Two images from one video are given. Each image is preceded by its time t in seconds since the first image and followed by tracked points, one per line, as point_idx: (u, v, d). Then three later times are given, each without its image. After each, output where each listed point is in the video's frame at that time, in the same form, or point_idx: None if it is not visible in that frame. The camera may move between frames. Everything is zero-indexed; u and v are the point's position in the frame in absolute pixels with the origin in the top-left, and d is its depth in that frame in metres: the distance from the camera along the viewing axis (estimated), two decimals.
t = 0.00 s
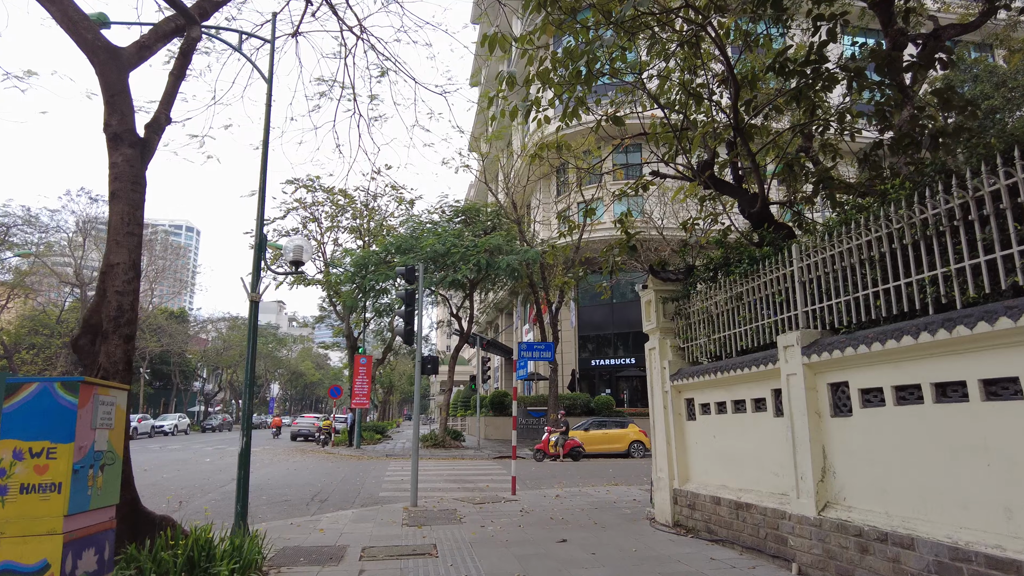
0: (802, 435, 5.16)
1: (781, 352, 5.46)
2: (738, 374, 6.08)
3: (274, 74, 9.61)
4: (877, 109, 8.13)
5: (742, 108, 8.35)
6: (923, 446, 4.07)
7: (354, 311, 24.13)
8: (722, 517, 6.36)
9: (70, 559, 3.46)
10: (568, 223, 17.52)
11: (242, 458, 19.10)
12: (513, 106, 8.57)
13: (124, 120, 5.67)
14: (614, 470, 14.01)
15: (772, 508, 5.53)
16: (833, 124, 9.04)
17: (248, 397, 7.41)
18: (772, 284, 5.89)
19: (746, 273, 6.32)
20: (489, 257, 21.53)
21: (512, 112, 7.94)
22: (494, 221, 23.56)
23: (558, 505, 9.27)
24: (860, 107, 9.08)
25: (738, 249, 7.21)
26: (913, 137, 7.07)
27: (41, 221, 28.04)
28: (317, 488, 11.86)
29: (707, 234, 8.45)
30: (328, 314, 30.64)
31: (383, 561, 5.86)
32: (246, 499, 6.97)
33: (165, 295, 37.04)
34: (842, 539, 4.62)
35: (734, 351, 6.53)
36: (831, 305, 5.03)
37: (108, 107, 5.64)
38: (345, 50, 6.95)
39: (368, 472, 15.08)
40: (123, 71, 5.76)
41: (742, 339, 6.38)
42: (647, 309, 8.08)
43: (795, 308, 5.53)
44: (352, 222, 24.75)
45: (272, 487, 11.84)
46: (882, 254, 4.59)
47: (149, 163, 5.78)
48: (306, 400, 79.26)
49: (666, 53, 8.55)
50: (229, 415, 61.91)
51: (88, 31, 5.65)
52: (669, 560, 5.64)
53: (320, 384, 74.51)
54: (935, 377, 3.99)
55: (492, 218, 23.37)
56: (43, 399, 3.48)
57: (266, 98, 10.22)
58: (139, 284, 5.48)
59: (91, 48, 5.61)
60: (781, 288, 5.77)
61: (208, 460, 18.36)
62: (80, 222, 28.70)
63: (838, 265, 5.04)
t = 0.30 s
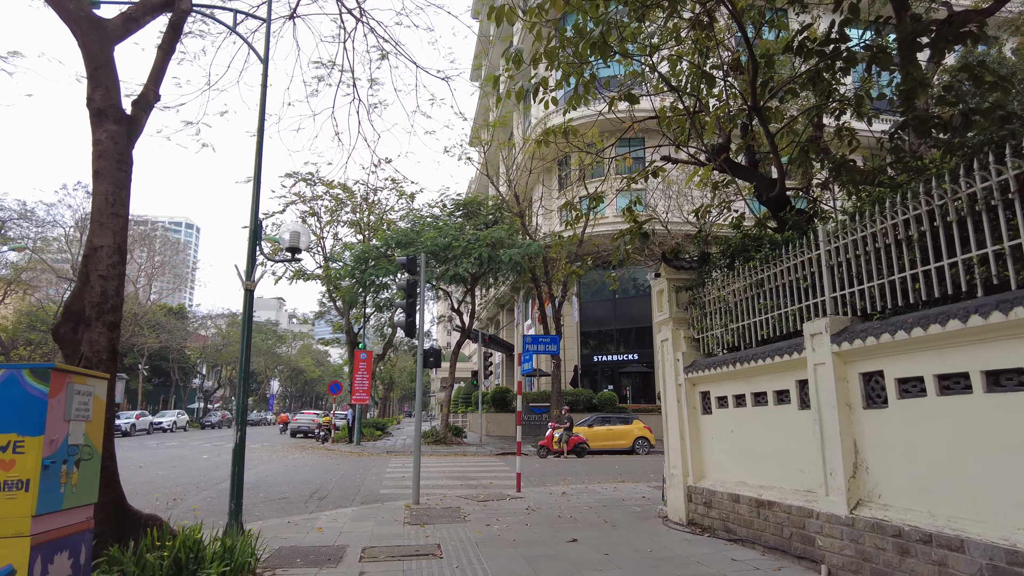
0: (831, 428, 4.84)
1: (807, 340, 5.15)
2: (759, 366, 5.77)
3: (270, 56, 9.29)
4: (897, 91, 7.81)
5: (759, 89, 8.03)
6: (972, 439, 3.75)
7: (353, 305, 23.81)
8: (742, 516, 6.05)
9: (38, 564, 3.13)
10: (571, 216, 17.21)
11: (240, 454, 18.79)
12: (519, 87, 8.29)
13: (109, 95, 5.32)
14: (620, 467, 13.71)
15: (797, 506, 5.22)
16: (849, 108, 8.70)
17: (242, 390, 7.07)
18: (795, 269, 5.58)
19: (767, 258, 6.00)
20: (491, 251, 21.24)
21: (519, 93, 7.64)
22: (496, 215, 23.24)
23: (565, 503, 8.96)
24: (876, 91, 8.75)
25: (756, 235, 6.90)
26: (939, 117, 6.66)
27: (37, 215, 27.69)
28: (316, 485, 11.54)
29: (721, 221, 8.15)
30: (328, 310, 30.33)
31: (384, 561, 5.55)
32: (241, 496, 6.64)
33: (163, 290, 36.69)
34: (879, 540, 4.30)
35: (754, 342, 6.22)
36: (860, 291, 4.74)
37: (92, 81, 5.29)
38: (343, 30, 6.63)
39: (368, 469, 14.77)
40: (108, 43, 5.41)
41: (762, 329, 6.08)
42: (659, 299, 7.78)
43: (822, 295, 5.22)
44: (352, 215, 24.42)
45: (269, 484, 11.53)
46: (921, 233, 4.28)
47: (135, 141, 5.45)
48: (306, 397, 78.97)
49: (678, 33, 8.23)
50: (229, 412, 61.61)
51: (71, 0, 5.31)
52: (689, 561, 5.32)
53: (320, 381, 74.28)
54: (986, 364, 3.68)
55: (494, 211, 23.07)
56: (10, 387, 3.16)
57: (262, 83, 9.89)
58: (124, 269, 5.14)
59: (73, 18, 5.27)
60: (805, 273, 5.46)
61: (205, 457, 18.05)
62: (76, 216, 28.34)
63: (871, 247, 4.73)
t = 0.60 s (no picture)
0: (861, 434, 4.52)
1: (835, 340, 4.82)
2: (781, 367, 5.47)
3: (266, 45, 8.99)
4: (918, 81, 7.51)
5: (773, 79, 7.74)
6: None
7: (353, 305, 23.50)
8: (761, 526, 5.72)
9: None
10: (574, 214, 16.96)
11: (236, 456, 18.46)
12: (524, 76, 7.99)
13: (91, 78, 5.00)
14: (626, 470, 13.40)
15: (823, 517, 4.90)
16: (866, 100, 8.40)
17: (235, 393, 6.74)
18: (819, 265, 5.28)
19: (789, 254, 5.70)
20: (492, 249, 20.95)
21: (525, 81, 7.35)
22: (498, 214, 22.95)
23: (572, 509, 8.65)
24: (892, 83, 8.45)
25: (774, 230, 6.60)
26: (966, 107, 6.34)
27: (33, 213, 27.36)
28: (313, 489, 11.23)
29: (734, 217, 7.86)
30: (327, 309, 30.01)
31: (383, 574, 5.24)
32: (233, 501, 6.32)
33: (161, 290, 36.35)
34: (918, 556, 3.98)
35: (773, 341, 5.92)
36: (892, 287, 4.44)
37: (73, 64, 4.97)
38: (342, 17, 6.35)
39: (367, 471, 14.47)
40: (91, 22, 5.08)
41: (782, 328, 5.77)
42: (670, 297, 7.48)
43: (850, 292, 4.91)
44: (351, 213, 24.12)
45: (266, 488, 11.21)
46: (963, 225, 3.97)
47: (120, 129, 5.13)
48: (305, 398, 78.62)
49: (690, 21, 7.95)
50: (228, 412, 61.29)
51: None
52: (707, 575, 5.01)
53: (319, 381, 74.06)
54: None
55: (495, 210, 22.79)
56: None
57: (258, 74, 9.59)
58: (107, 264, 4.82)
59: None
60: (829, 269, 5.16)
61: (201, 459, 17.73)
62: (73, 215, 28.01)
63: (905, 240, 4.42)
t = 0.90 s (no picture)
0: (894, 430, 4.18)
1: (863, 329, 4.50)
2: (802, 360, 5.15)
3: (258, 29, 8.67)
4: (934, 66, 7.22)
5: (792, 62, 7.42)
6: None
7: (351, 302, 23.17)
8: (781, 529, 5.39)
9: None
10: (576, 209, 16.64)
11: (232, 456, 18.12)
12: (528, 58, 7.69)
13: (66, 51, 4.65)
14: (630, 471, 13.07)
15: (851, 519, 4.57)
16: (880, 85, 8.13)
17: (225, 389, 6.39)
18: (844, 250, 4.96)
19: (810, 240, 5.39)
20: (492, 246, 20.63)
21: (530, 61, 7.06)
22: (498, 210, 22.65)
23: (577, 511, 8.33)
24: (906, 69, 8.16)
25: (790, 218, 6.29)
26: (993, 87, 6.01)
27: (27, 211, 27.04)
28: (309, 490, 10.90)
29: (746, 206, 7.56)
30: (325, 308, 29.71)
31: None
32: (222, 503, 5.99)
33: (157, 288, 36.02)
34: (962, 563, 3.66)
35: (793, 333, 5.60)
36: (926, 271, 4.14)
37: (47, 34, 4.61)
38: None
39: (365, 472, 14.13)
40: None
41: (803, 319, 5.46)
42: (681, 289, 7.19)
43: (879, 278, 4.59)
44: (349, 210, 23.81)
45: (260, 489, 10.88)
46: (1010, 202, 3.64)
47: (98, 105, 4.78)
48: (304, 398, 78.29)
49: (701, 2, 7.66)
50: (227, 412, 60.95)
51: None
52: None
53: (318, 381, 73.70)
54: None
55: (495, 206, 22.45)
56: None
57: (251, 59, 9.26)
58: (82, 247, 4.47)
59: None
60: (855, 254, 4.86)
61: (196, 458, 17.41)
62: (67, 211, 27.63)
63: (941, 221, 4.11)
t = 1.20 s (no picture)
0: (934, 436, 3.85)
1: (897, 325, 4.17)
2: (828, 360, 4.84)
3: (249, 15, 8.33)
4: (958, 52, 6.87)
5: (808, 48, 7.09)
6: None
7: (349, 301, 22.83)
8: (805, 539, 5.06)
9: None
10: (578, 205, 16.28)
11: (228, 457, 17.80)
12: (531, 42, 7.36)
13: (38, 27, 4.31)
14: (634, 474, 12.75)
15: (884, 531, 4.24)
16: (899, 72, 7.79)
17: (212, 390, 6.05)
18: (873, 242, 4.64)
19: (834, 231, 5.07)
20: (492, 243, 20.28)
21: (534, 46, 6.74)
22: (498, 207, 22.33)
23: (583, 516, 8.00)
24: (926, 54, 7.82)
25: (811, 210, 5.96)
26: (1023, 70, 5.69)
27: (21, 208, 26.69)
28: (304, 494, 10.57)
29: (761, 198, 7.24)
30: (323, 306, 29.38)
31: None
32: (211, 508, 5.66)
33: (153, 287, 35.67)
34: None
35: (814, 330, 5.29)
36: (968, 262, 3.82)
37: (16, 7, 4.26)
38: None
39: (363, 474, 13.81)
40: None
41: (826, 315, 5.14)
42: (692, 285, 6.87)
43: (913, 272, 4.27)
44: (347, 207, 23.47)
45: (254, 492, 10.56)
46: None
47: (73, 87, 4.45)
48: (302, 397, 77.98)
49: None
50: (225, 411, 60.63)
51: None
52: None
53: (316, 380, 73.32)
54: None
55: (495, 204, 21.97)
56: None
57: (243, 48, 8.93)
58: (53, 238, 4.14)
59: None
60: (886, 247, 4.53)
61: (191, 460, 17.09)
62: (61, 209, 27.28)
63: (985, 209, 3.77)
